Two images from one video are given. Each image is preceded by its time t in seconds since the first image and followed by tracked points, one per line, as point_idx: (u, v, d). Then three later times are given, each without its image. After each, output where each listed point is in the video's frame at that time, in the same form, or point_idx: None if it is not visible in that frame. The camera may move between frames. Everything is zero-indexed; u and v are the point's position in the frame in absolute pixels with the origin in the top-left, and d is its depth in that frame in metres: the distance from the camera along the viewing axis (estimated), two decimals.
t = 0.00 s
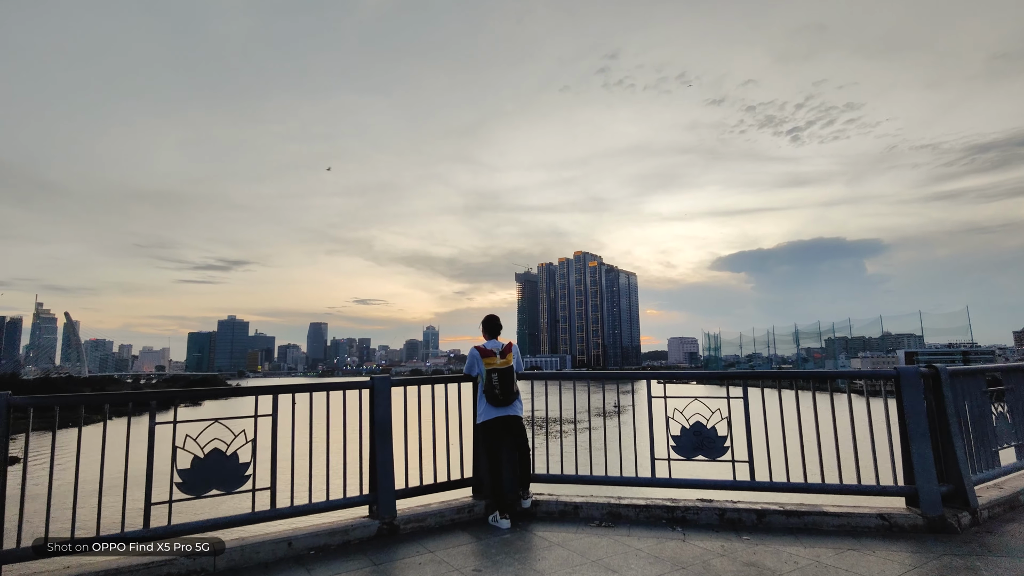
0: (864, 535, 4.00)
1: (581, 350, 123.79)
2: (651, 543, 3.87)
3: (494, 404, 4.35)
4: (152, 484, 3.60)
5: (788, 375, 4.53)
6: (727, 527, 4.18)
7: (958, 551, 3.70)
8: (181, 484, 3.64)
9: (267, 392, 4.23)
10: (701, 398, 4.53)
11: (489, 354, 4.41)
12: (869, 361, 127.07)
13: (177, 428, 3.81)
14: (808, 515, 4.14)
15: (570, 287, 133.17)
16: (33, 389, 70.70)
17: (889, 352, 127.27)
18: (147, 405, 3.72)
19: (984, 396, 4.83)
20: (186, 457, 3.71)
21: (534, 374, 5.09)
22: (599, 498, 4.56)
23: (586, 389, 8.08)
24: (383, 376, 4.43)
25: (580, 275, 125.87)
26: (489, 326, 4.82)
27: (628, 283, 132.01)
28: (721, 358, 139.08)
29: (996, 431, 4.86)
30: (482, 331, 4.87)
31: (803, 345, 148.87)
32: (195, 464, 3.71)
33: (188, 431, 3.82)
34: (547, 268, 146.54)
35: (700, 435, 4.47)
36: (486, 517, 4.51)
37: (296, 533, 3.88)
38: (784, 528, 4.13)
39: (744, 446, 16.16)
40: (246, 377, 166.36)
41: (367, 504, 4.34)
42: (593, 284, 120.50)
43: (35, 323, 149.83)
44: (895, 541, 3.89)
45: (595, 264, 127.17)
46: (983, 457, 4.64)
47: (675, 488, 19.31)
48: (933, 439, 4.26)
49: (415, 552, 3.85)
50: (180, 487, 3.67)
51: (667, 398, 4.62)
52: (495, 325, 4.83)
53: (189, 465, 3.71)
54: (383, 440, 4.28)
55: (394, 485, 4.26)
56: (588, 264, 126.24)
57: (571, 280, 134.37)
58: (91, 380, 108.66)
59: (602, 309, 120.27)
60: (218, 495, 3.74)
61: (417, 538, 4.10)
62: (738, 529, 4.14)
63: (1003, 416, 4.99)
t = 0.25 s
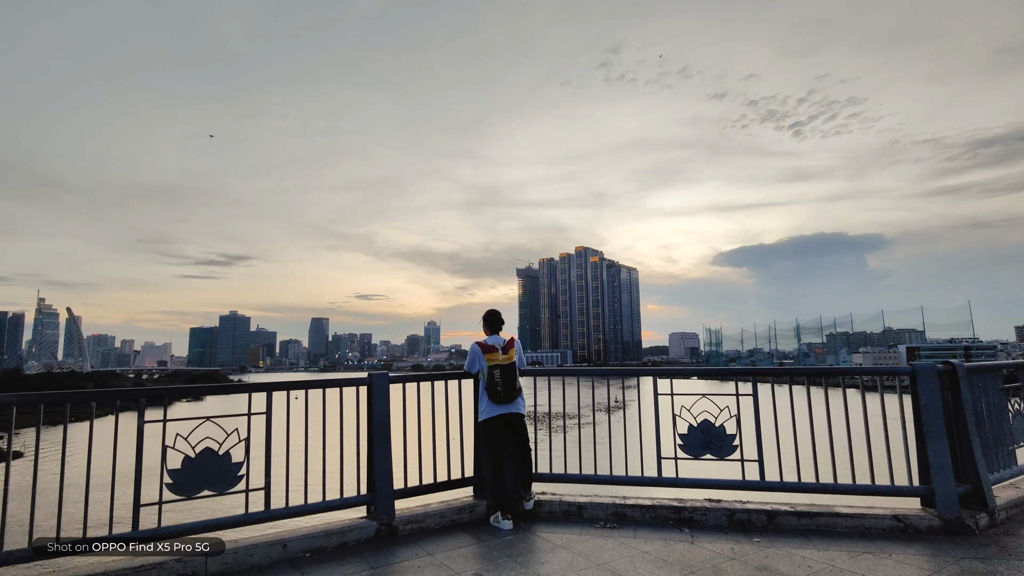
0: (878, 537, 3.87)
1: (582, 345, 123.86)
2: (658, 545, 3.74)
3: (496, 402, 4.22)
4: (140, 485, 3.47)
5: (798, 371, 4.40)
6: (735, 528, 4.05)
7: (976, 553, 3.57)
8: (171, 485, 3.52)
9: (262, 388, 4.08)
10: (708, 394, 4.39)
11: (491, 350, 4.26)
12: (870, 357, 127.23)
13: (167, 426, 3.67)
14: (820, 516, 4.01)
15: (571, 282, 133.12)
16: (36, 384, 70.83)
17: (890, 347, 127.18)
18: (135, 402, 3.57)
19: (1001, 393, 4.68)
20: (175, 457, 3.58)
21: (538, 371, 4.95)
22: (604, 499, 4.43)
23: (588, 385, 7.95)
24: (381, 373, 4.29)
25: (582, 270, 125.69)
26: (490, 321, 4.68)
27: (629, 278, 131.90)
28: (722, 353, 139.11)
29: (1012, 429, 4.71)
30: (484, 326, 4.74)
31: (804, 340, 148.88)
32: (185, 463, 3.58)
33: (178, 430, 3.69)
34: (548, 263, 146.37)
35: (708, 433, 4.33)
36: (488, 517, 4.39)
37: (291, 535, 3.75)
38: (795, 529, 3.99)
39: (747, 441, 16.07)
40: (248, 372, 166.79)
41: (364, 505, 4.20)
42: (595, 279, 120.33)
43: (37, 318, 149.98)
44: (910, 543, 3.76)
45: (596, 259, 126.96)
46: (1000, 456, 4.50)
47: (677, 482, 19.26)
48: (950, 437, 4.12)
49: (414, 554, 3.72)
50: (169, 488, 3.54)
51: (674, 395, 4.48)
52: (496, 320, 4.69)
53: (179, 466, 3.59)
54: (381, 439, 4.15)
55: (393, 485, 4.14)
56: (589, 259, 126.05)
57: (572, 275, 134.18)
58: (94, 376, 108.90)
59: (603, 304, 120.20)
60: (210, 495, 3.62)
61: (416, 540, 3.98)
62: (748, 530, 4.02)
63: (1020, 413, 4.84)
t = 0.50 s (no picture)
0: (891, 539, 3.75)
1: (582, 340, 123.94)
2: (665, 548, 3.62)
3: (498, 400, 4.09)
4: (128, 486, 3.34)
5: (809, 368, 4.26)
6: (744, 530, 3.93)
7: (994, 557, 3.44)
8: (160, 486, 3.40)
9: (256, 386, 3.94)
10: (716, 392, 4.25)
11: (491, 346, 4.13)
12: (871, 352, 127.27)
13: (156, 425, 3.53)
14: (832, 517, 3.88)
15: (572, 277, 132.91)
16: (37, 379, 70.90)
17: (891, 342, 127.24)
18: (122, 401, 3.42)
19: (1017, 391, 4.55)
20: (165, 457, 3.45)
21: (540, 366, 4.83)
22: (608, 499, 4.30)
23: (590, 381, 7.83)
24: (379, 370, 4.16)
25: (582, 265, 125.44)
26: (492, 316, 4.55)
27: (630, 272, 131.80)
28: (723, 348, 139.18)
29: None
30: (485, 321, 4.60)
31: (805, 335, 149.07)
32: (175, 464, 3.46)
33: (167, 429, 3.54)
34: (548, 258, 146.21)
35: (715, 432, 4.21)
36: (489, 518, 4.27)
37: (286, 537, 3.63)
38: (806, 532, 3.87)
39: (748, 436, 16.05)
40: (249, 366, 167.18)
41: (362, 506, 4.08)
42: (595, 274, 120.19)
43: (37, 312, 150.12)
44: (926, 546, 3.63)
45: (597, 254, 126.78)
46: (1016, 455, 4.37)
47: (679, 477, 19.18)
48: (966, 437, 3.99)
49: (413, 557, 3.60)
50: (159, 489, 3.43)
51: (680, 392, 4.34)
52: (498, 315, 4.55)
53: (169, 466, 3.46)
54: (379, 438, 4.02)
55: (391, 485, 4.02)
56: (589, 254, 125.88)
57: (573, 269, 133.95)
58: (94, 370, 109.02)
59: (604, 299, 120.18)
60: (201, 497, 3.49)
61: (414, 542, 3.85)
62: (757, 532, 3.89)
63: None
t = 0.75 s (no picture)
0: (906, 543, 3.62)
1: (583, 335, 124.20)
2: (671, 552, 3.48)
3: (498, 398, 3.95)
4: (114, 490, 3.21)
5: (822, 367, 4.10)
6: (753, 534, 3.81)
7: (1015, 562, 3.31)
8: (148, 489, 3.26)
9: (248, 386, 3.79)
10: (724, 391, 4.11)
11: (492, 342, 3.98)
12: (872, 347, 127.33)
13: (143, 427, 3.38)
14: (845, 521, 3.75)
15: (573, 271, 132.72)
16: (38, 374, 70.96)
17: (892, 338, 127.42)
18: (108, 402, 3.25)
19: None
20: (154, 459, 3.32)
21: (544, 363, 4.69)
22: (612, 501, 4.17)
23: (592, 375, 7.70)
24: (376, 367, 4.01)
25: (583, 259, 125.21)
26: (494, 312, 4.40)
27: (631, 267, 132.20)
28: (723, 342, 139.28)
29: None
30: (488, 317, 4.46)
31: (806, 330, 149.66)
32: (164, 467, 3.33)
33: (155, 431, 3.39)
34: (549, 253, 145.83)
35: (724, 432, 4.07)
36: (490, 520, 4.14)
37: (279, 542, 3.50)
38: (819, 535, 3.74)
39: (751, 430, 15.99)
40: (251, 360, 167.93)
41: (358, 508, 3.92)
42: (596, 269, 120.20)
43: (38, 307, 150.15)
44: (943, 551, 3.50)
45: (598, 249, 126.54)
46: None
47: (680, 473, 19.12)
48: (984, 438, 3.84)
49: (410, 563, 3.46)
50: (147, 493, 3.30)
51: (687, 390, 4.19)
52: (500, 311, 4.40)
53: (158, 469, 3.33)
54: (375, 438, 3.88)
55: (388, 487, 3.89)
56: (591, 249, 125.55)
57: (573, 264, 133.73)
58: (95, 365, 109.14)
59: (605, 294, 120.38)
60: (191, 500, 3.37)
61: (412, 546, 3.72)
62: (767, 536, 3.77)
63: None
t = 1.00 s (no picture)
0: (922, 550, 3.50)
1: (584, 330, 124.20)
2: (678, 560, 3.36)
3: (499, 399, 3.82)
4: (100, 496, 3.10)
5: (834, 367, 3.97)
6: (763, 539, 3.69)
7: None
8: (136, 495, 3.14)
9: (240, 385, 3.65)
10: (733, 391, 3.97)
11: (492, 341, 3.85)
12: (874, 342, 127.49)
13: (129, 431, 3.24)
14: (857, 525, 3.63)
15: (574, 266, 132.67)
16: (42, 368, 71.32)
17: (894, 333, 127.26)
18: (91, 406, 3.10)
19: None
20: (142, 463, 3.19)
21: (548, 362, 4.57)
22: (616, 504, 4.05)
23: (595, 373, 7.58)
24: (373, 367, 3.88)
25: (585, 254, 125.08)
26: (496, 309, 4.27)
27: (633, 262, 131.95)
28: (725, 337, 139.42)
29: None
30: (490, 314, 4.33)
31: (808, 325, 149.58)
32: (153, 472, 3.21)
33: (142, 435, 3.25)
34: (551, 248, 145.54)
35: (732, 433, 3.95)
36: (491, 524, 4.03)
37: (274, 548, 3.39)
38: (830, 541, 3.62)
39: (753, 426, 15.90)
40: (252, 355, 168.28)
41: (355, 512, 3.80)
42: (598, 264, 119.98)
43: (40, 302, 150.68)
44: (960, 558, 3.38)
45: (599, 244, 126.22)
46: None
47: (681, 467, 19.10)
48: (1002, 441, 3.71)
49: (408, 569, 3.35)
50: (135, 499, 3.19)
51: (694, 390, 4.06)
52: (503, 309, 4.27)
53: (145, 474, 3.20)
54: (373, 440, 3.76)
55: (386, 491, 3.77)
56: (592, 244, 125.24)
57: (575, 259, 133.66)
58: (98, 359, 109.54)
59: (606, 289, 120.20)
60: (181, 506, 3.26)
61: (411, 552, 3.61)
62: (777, 541, 3.65)
63: None
